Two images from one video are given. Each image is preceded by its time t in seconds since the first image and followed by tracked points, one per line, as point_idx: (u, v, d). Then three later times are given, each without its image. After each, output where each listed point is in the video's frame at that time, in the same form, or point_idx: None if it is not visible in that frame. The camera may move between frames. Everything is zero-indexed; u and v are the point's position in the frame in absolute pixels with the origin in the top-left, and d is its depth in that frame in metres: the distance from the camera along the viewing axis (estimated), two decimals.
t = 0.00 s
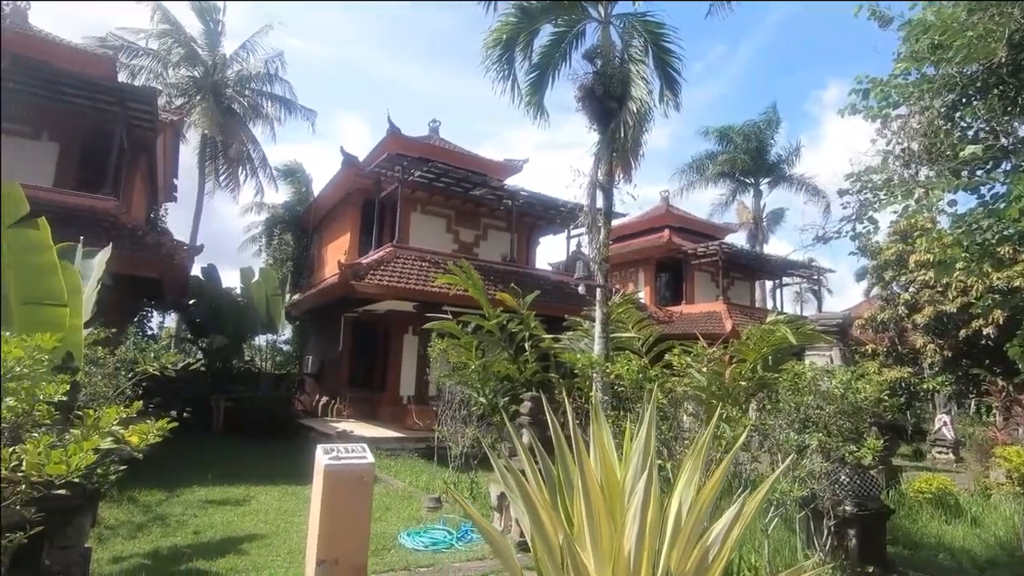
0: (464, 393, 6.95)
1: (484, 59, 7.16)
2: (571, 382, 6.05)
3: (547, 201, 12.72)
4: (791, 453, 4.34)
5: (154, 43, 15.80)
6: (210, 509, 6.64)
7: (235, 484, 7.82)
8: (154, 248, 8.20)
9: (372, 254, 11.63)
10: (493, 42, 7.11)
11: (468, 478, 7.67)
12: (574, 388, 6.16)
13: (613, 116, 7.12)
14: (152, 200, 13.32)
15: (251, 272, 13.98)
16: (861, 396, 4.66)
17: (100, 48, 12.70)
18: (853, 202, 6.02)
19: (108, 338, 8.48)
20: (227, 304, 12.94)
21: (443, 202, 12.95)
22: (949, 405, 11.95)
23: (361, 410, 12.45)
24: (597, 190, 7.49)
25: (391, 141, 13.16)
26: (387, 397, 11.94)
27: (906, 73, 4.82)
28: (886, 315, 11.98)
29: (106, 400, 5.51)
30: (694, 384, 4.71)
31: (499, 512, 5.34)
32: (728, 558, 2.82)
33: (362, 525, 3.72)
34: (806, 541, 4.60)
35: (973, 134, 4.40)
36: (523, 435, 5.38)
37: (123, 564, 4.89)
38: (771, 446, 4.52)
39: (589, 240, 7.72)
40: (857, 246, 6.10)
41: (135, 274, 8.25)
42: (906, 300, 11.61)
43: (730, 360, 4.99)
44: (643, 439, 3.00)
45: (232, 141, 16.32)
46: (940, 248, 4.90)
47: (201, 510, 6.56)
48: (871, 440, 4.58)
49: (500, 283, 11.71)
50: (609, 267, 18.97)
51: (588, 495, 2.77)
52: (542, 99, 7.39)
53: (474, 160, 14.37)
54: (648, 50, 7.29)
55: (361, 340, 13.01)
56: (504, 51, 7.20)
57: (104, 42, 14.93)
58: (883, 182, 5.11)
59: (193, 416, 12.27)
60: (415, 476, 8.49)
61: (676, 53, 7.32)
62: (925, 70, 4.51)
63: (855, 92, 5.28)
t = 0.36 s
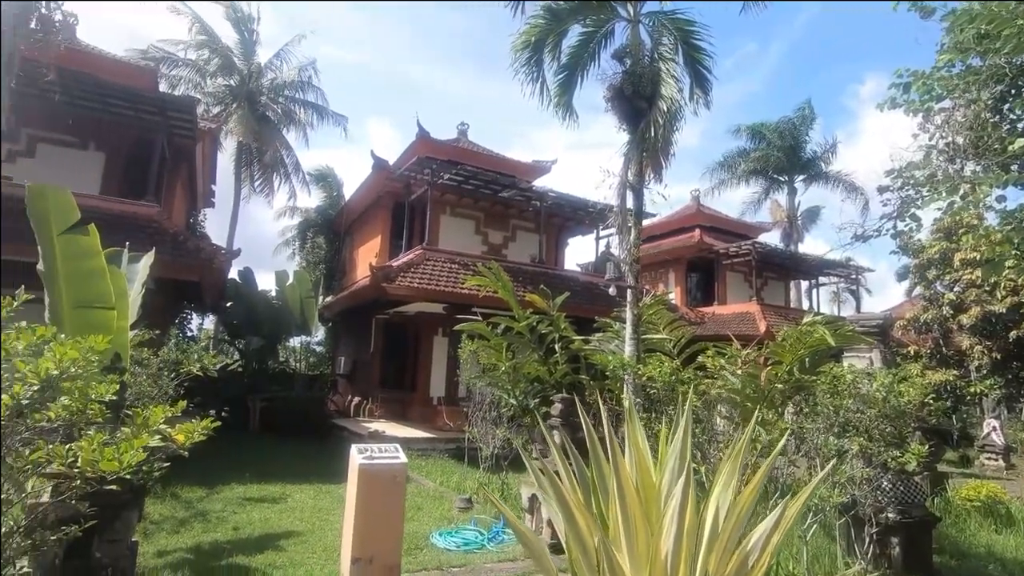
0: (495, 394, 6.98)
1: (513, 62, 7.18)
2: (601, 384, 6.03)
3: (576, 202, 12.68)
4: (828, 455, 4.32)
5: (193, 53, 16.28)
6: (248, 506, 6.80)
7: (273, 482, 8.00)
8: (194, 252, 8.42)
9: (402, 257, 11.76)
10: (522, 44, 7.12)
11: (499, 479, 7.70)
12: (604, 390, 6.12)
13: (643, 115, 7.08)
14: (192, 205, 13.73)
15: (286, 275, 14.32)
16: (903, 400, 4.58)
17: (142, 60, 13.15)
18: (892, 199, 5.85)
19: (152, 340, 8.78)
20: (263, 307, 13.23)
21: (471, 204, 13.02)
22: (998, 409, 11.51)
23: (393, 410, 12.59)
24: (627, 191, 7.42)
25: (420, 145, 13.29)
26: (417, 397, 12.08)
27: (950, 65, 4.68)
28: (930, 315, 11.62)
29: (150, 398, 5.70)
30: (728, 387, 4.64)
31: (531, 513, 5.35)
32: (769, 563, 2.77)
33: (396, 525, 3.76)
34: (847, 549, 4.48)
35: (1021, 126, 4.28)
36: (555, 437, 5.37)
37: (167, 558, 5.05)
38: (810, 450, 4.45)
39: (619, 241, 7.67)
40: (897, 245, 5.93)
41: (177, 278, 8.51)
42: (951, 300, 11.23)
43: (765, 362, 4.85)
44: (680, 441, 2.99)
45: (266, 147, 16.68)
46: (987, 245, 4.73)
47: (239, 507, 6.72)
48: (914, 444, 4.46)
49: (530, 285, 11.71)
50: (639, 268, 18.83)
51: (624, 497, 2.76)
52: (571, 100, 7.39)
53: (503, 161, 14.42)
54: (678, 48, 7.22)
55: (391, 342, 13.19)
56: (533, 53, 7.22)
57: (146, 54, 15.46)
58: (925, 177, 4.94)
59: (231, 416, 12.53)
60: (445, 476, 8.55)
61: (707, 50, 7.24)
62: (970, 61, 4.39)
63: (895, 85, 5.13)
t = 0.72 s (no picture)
0: (525, 396, 7.00)
1: (540, 64, 7.20)
2: (632, 386, 5.96)
3: (604, 202, 12.61)
4: (869, 460, 4.20)
5: (228, 64, 16.73)
6: (285, 505, 6.94)
7: (309, 481, 8.16)
8: (230, 257, 8.60)
9: (431, 260, 11.85)
10: (550, 46, 7.15)
11: (529, 481, 7.70)
12: (635, 392, 6.04)
13: (672, 114, 7.01)
14: (228, 211, 14.11)
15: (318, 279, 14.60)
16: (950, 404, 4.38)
17: (180, 72, 13.57)
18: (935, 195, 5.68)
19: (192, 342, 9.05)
20: (297, 310, 13.55)
21: (499, 206, 13.07)
22: None
23: (422, 411, 12.66)
24: (656, 191, 7.36)
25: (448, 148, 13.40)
26: (447, 399, 12.15)
27: (996, 55, 4.53)
28: (975, 315, 11.21)
29: (190, 399, 5.87)
30: (763, 389, 4.57)
31: (562, 515, 5.35)
32: (812, 569, 2.73)
33: (428, 524, 3.80)
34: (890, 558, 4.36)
35: None
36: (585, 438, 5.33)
37: (209, 554, 5.20)
38: (850, 455, 4.35)
39: (648, 242, 7.60)
40: (940, 242, 5.75)
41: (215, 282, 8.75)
42: (998, 299, 10.82)
43: (802, 363, 4.73)
44: (719, 445, 2.98)
45: (298, 153, 17.02)
46: None
47: (276, 505, 6.87)
48: (961, 449, 4.25)
49: (559, 287, 11.69)
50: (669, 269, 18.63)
51: (660, 501, 2.74)
52: (598, 101, 7.38)
53: (531, 163, 14.43)
54: (707, 45, 7.14)
55: (420, 344, 13.27)
56: (560, 55, 7.23)
57: (183, 66, 15.96)
58: (971, 171, 4.79)
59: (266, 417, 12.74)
60: (476, 478, 8.59)
61: (737, 47, 7.15)
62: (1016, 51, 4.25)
63: (936, 77, 4.98)
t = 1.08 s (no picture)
0: (554, 399, 6.99)
1: (566, 66, 7.20)
2: (663, 387, 5.87)
3: (632, 203, 12.53)
4: (912, 463, 4.09)
5: (260, 75, 17.11)
6: (319, 506, 7.04)
7: (342, 483, 8.28)
8: (265, 263, 8.81)
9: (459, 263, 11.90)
10: (575, 47, 7.14)
11: (560, 484, 7.68)
12: (666, 394, 5.96)
13: (700, 113, 6.94)
14: (261, 219, 14.43)
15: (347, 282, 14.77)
16: (1002, 404, 4.18)
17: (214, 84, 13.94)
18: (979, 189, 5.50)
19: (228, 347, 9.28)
20: (329, 315, 13.89)
21: (525, 209, 13.08)
22: None
23: (452, 414, 12.73)
24: (686, 190, 7.28)
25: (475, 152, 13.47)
26: (476, 401, 12.17)
27: None
28: None
29: (228, 402, 6.02)
30: (799, 391, 4.49)
31: (594, 518, 5.32)
32: None
33: (459, 525, 3.82)
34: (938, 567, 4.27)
35: None
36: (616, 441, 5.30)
37: (247, 553, 5.31)
38: (892, 458, 4.24)
39: (678, 242, 7.51)
40: (986, 238, 5.56)
41: (250, 288, 8.97)
42: None
43: (840, 364, 4.64)
44: (758, 449, 2.94)
45: (328, 160, 17.30)
46: None
47: (311, 506, 6.99)
48: (1013, 454, 4.08)
49: (588, 289, 11.63)
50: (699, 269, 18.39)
51: (697, 505, 2.71)
52: (625, 101, 7.35)
53: (558, 165, 14.41)
54: (736, 41, 7.05)
55: (449, 346, 13.29)
56: (586, 56, 7.22)
57: (217, 78, 16.39)
58: (1018, 163, 4.63)
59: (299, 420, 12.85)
60: (506, 480, 8.60)
61: (766, 43, 7.04)
62: None
63: (979, 67, 4.81)
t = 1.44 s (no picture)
0: (583, 401, 6.96)
1: (591, 67, 7.18)
2: (693, 389, 5.82)
3: (658, 203, 12.43)
4: (957, 466, 3.97)
5: (288, 85, 17.43)
6: (351, 508, 7.14)
7: (374, 486, 8.37)
8: (297, 269, 8.98)
9: (485, 266, 11.94)
10: (600, 48, 7.11)
11: (590, 487, 7.64)
12: (697, 396, 5.90)
13: (728, 110, 6.84)
14: (291, 226, 14.71)
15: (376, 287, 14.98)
16: None
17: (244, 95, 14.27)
18: None
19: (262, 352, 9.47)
20: (358, 318, 14.08)
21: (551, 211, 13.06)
22: None
23: (480, 417, 12.75)
24: (714, 190, 7.18)
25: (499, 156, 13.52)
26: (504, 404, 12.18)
27: None
28: None
29: (262, 405, 6.14)
30: (836, 392, 4.40)
31: (625, 521, 5.29)
32: None
33: (491, 527, 3.84)
34: None
35: None
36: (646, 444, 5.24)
37: (283, 554, 5.41)
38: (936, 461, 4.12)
39: (707, 241, 7.41)
40: None
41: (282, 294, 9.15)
42: None
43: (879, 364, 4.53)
44: (797, 453, 2.89)
45: (355, 167, 17.56)
46: None
47: (344, 509, 7.08)
48: None
49: (615, 290, 11.55)
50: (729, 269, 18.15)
51: (734, 508, 2.68)
52: (650, 100, 7.30)
53: (583, 166, 14.36)
54: (764, 37, 6.94)
55: (477, 349, 13.37)
56: (611, 57, 7.18)
57: (247, 89, 16.76)
58: None
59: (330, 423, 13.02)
60: (536, 483, 8.59)
61: (795, 37, 6.91)
62: None
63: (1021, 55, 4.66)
